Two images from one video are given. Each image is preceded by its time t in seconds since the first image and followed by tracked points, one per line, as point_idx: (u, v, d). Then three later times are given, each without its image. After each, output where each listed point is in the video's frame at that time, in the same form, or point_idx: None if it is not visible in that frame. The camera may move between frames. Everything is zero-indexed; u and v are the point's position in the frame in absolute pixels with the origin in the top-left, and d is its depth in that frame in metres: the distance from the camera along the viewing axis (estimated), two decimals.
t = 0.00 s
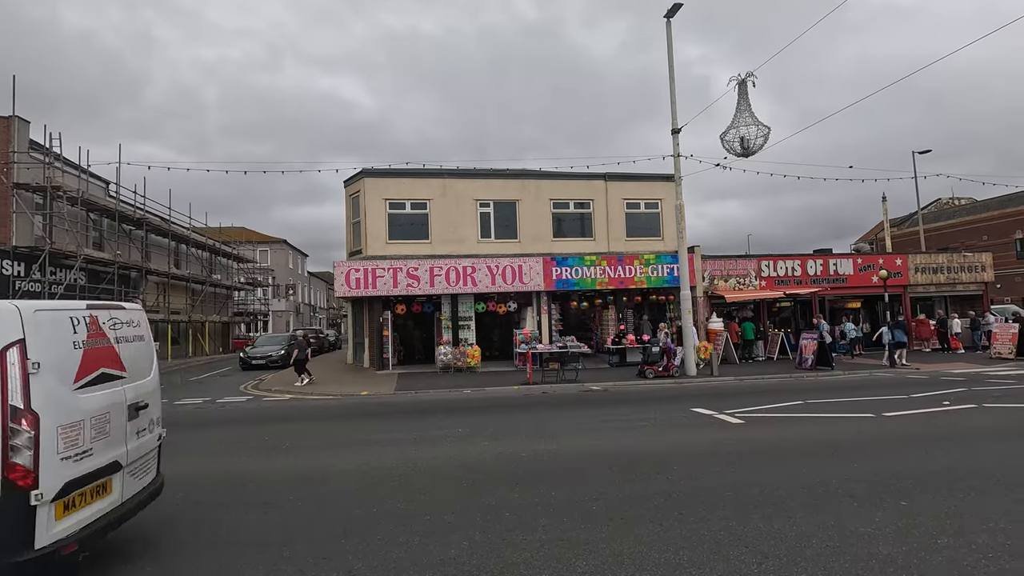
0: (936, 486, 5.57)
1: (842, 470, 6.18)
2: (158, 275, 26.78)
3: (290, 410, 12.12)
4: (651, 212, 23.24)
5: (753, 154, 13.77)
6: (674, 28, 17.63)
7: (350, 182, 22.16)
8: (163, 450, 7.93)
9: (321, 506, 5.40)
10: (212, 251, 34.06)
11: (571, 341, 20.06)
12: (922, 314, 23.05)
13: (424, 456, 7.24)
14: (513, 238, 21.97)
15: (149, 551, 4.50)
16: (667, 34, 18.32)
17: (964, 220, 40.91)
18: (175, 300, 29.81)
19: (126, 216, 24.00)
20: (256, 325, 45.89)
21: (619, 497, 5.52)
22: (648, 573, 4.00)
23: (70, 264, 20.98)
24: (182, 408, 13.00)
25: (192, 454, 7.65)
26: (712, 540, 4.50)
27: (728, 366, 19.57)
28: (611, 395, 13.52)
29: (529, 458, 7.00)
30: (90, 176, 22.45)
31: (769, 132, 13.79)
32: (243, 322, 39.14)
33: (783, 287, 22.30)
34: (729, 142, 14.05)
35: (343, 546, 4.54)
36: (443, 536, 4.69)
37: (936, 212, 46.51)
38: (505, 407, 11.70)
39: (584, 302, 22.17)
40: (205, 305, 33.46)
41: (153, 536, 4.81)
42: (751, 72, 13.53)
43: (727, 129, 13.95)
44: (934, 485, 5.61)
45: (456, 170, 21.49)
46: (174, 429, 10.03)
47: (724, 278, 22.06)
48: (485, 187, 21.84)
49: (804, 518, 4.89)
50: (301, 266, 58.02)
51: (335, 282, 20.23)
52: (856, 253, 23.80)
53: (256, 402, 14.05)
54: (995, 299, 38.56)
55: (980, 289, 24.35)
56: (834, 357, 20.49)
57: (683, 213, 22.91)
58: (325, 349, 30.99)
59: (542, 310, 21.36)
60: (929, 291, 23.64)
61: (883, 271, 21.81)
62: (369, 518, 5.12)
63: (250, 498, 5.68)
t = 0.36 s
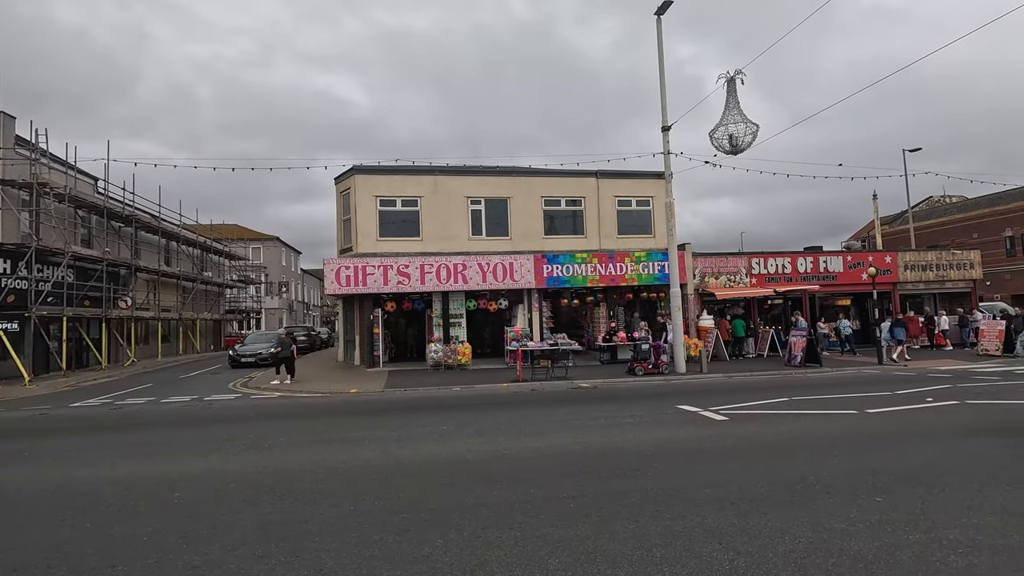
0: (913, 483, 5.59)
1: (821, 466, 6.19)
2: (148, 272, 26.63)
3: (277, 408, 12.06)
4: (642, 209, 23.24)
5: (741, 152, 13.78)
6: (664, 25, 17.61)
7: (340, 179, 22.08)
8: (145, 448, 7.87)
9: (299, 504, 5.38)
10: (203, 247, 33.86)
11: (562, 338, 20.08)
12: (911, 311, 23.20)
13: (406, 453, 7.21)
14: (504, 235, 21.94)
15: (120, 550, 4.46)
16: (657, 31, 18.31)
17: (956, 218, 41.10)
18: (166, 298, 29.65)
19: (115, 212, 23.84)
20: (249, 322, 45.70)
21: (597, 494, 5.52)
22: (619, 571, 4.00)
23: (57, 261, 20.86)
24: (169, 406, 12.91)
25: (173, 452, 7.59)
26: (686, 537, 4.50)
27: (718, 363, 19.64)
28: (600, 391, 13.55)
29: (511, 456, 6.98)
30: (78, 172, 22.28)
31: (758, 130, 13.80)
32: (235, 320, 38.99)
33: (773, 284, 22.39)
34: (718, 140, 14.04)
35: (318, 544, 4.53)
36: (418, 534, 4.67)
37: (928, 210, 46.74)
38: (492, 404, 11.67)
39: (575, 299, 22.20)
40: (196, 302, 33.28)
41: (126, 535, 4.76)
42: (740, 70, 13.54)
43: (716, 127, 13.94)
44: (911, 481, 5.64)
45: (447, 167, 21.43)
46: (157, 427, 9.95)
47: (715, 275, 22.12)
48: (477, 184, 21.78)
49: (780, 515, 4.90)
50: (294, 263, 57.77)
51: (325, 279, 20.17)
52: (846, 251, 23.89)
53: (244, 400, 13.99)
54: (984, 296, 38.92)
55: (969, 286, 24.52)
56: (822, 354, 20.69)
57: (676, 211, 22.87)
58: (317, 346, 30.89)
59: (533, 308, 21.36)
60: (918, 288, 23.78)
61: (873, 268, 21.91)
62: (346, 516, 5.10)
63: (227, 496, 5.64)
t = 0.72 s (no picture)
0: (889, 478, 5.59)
1: (800, 463, 6.18)
2: (136, 271, 26.40)
3: (261, 407, 11.95)
4: (632, 207, 23.24)
5: (728, 149, 13.78)
6: (653, 22, 17.61)
7: (329, 177, 21.95)
8: (121, 448, 7.77)
9: (271, 504, 5.30)
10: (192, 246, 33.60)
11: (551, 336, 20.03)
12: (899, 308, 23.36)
13: (384, 452, 7.14)
14: (494, 233, 21.88)
15: (83, 551, 4.37)
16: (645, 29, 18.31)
17: (946, 215, 41.34)
18: (154, 297, 29.41)
19: (101, 210, 23.61)
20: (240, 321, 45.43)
21: (573, 491, 5.47)
22: (588, 568, 3.95)
23: (41, 260, 20.63)
24: (152, 406, 12.79)
25: (149, 452, 7.47)
26: (659, 535, 4.46)
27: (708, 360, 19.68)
28: (587, 389, 13.54)
29: (491, 453, 6.94)
30: (63, 170, 22.04)
31: (744, 127, 13.80)
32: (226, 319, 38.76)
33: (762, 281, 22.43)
34: (704, 137, 14.05)
35: (286, 544, 4.46)
36: (388, 533, 4.61)
37: (917, 209, 47.02)
38: (478, 402, 11.63)
39: (565, 297, 22.18)
40: (185, 301, 33.03)
41: (91, 536, 4.66)
42: (726, 67, 13.53)
43: (703, 124, 13.94)
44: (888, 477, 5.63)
45: (436, 165, 21.34)
46: (136, 427, 9.82)
47: (704, 273, 22.13)
48: (466, 182, 21.71)
49: (754, 512, 4.87)
50: (286, 262, 57.44)
51: (313, 277, 20.04)
52: (835, 248, 23.97)
53: (229, 399, 13.87)
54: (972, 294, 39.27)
55: (956, 284, 24.73)
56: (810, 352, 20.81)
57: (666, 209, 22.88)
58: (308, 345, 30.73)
59: (523, 306, 21.33)
60: (907, 286, 23.92)
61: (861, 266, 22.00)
62: (318, 515, 5.03)
63: (198, 496, 5.54)
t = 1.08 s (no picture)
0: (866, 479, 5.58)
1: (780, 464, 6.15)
2: (124, 271, 26.17)
3: (245, 407, 11.86)
4: (623, 206, 23.22)
5: (715, 148, 13.77)
6: (641, 21, 17.58)
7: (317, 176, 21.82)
8: (97, 450, 7.66)
9: (243, 508, 5.23)
10: (182, 245, 33.38)
11: (542, 335, 19.97)
12: (889, 306, 23.47)
13: (364, 453, 7.08)
14: (484, 232, 21.81)
15: (45, 558, 4.28)
16: (634, 27, 18.29)
17: (936, 214, 41.55)
18: (142, 297, 29.18)
19: (87, 210, 23.39)
20: (231, 321, 45.17)
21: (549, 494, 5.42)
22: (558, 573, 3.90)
23: (25, 260, 20.42)
24: (136, 407, 12.68)
25: (124, 455, 7.37)
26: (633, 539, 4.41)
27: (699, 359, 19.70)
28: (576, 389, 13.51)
29: (472, 454, 6.88)
30: (48, 169, 21.81)
31: (731, 126, 13.80)
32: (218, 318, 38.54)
33: (752, 280, 22.45)
34: (691, 136, 14.03)
35: (254, 549, 4.39)
36: (357, 537, 4.54)
37: (909, 208, 47.27)
38: (466, 403, 11.57)
39: (555, 296, 22.13)
40: (175, 301, 32.79)
41: (55, 542, 4.57)
42: (713, 66, 13.52)
43: (690, 123, 13.92)
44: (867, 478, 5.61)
45: (426, 163, 21.25)
46: (116, 429, 9.71)
47: (695, 272, 22.13)
48: (456, 181, 21.63)
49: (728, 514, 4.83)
50: (279, 261, 57.11)
51: (301, 277, 19.91)
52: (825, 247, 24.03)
53: (214, 400, 13.76)
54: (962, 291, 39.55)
55: (945, 282, 24.87)
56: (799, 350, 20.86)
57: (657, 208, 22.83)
58: (299, 345, 30.57)
59: (513, 305, 21.25)
60: (896, 284, 24.02)
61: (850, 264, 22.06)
62: (289, 519, 4.98)
63: (171, 500, 5.46)
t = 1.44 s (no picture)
0: (839, 476, 5.63)
1: (763, 463, 6.15)
2: (110, 270, 25.89)
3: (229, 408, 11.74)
4: (612, 204, 23.22)
5: (702, 147, 13.77)
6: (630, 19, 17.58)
7: (306, 174, 21.67)
8: (71, 453, 7.53)
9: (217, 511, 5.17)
10: (170, 243, 33.08)
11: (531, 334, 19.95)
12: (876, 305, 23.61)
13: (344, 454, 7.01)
14: (473, 230, 21.75)
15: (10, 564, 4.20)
16: (624, 25, 18.27)
17: (925, 212, 41.87)
18: (129, 296, 28.88)
19: (71, 208, 23.11)
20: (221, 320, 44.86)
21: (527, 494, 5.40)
22: (529, 573, 3.89)
23: (7, 259, 20.14)
24: (117, 407, 12.55)
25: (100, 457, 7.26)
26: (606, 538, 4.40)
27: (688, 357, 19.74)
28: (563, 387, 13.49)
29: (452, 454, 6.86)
30: (31, 166, 21.51)
31: (718, 124, 13.79)
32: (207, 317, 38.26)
33: (741, 278, 22.54)
34: (678, 134, 14.02)
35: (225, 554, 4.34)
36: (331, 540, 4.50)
37: (898, 206, 47.64)
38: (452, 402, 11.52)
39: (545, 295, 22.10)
40: (162, 300, 32.51)
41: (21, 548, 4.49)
42: (700, 64, 13.51)
43: (677, 121, 13.90)
44: (843, 476, 5.63)
45: (415, 161, 21.16)
46: (96, 430, 9.59)
47: (684, 270, 22.19)
48: (445, 179, 21.56)
49: (705, 515, 4.81)
50: (269, 259, 56.72)
51: (289, 275, 19.77)
52: (813, 245, 24.16)
53: (198, 400, 13.64)
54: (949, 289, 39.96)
55: (932, 280, 25.06)
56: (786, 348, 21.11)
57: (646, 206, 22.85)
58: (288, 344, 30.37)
59: (503, 304, 21.26)
60: (883, 282, 24.19)
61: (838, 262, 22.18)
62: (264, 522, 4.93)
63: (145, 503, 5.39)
